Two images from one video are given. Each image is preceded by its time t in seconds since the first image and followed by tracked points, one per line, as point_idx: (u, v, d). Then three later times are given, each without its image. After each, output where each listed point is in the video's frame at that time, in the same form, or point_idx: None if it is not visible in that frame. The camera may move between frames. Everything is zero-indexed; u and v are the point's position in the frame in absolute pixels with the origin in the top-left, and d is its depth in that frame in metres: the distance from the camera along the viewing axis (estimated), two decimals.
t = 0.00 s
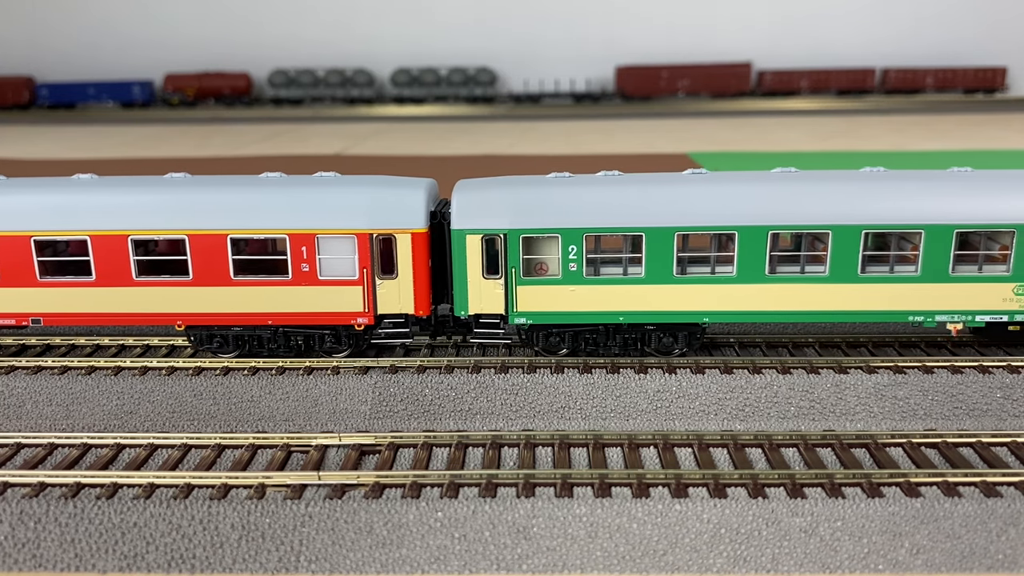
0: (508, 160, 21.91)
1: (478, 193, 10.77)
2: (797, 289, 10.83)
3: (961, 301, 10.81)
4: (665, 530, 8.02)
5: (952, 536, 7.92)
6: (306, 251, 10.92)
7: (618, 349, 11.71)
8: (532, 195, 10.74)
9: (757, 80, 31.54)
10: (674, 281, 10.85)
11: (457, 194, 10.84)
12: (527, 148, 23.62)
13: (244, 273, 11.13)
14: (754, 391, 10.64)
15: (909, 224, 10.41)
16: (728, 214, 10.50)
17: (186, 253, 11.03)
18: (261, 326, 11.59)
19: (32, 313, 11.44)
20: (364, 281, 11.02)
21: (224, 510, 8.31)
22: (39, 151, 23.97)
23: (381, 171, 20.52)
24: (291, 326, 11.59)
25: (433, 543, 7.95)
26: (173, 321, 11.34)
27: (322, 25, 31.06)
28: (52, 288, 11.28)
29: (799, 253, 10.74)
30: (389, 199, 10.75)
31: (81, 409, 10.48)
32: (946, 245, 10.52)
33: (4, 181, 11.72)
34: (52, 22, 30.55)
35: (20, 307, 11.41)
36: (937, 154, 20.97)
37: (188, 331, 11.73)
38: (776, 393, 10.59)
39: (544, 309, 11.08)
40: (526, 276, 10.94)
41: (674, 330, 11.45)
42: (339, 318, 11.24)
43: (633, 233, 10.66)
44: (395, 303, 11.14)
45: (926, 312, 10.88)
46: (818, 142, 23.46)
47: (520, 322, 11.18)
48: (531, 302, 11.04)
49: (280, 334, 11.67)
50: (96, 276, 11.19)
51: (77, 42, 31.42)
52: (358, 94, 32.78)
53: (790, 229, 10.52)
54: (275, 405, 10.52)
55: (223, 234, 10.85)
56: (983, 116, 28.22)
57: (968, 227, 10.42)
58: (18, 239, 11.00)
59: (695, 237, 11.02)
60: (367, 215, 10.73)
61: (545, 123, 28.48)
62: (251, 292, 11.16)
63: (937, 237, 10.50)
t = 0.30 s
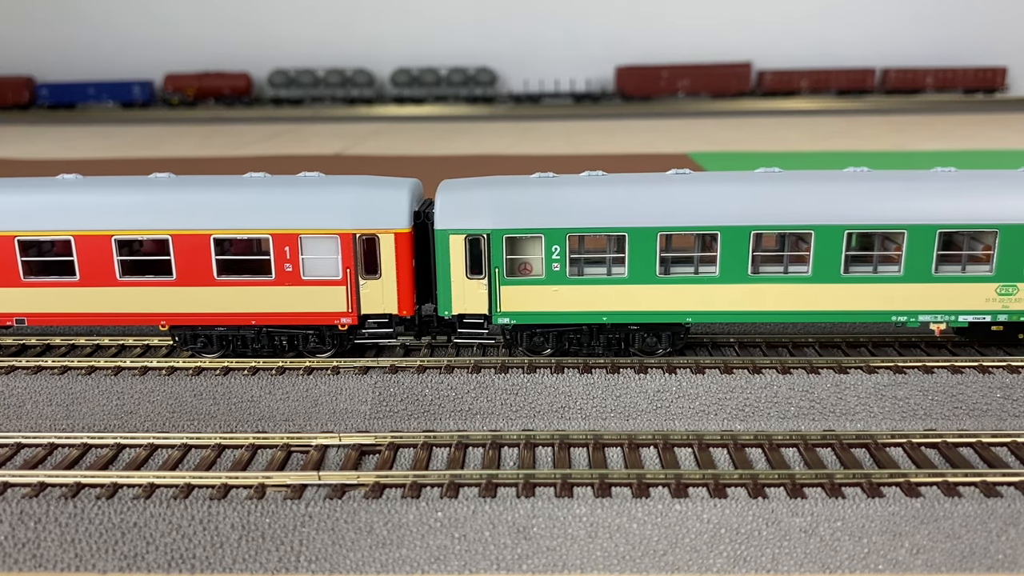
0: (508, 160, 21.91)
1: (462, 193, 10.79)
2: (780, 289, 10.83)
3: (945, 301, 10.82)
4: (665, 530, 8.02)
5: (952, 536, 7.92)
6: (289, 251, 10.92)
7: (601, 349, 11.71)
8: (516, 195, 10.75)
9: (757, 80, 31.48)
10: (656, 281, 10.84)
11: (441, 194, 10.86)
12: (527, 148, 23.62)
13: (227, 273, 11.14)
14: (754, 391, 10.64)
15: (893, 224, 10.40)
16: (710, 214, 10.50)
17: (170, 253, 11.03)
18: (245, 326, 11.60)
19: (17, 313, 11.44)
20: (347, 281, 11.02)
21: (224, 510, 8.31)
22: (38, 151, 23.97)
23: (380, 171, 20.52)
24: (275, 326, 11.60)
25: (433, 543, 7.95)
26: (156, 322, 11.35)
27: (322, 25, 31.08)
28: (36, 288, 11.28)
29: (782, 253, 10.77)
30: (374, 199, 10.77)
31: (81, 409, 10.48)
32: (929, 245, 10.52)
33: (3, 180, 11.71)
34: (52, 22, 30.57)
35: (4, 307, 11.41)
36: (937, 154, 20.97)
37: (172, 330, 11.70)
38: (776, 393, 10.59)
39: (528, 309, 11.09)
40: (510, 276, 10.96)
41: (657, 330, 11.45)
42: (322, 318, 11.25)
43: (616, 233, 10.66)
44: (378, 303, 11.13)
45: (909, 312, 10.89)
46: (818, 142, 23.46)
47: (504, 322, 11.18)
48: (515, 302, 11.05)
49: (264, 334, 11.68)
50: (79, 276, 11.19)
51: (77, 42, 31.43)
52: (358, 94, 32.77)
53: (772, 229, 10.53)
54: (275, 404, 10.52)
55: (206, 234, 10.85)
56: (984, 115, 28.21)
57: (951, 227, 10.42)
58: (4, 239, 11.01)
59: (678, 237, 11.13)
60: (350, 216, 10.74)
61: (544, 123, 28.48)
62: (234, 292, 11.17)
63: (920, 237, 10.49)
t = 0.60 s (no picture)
0: (508, 160, 21.91)
1: (445, 194, 10.78)
2: (762, 288, 10.82)
3: (930, 301, 10.81)
4: (665, 530, 8.02)
5: (952, 536, 7.92)
6: (272, 251, 10.92)
7: (585, 349, 11.71)
8: (500, 195, 10.76)
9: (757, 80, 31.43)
10: (639, 281, 10.85)
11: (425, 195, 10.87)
12: (526, 148, 23.62)
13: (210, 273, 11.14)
14: (754, 391, 10.64)
15: (876, 224, 10.41)
16: (693, 214, 10.50)
17: (153, 253, 11.04)
18: (228, 326, 11.58)
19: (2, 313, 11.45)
20: (330, 281, 11.03)
21: (224, 510, 8.31)
22: (38, 151, 23.97)
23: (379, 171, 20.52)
24: (259, 326, 11.58)
25: (433, 543, 7.95)
26: (140, 322, 11.35)
27: (322, 25, 31.09)
28: (21, 288, 11.30)
29: (765, 253, 10.74)
30: (358, 199, 10.77)
31: (81, 409, 10.48)
32: (913, 245, 10.52)
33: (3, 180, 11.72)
34: (51, 22, 30.58)
35: None
36: (936, 154, 20.97)
37: (156, 331, 11.70)
38: (776, 393, 10.59)
39: (510, 309, 11.09)
40: (494, 276, 10.97)
41: (641, 330, 11.42)
42: (306, 318, 11.25)
43: (599, 234, 10.66)
44: (362, 303, 11.14)
45: (892, 312, 10.91)
46: (817, 142, 23.47)
47: (488, 322, 11.20)
48: (498, 302, 11.05)
49: (247, 334, 11.65)
50: (63, 276, 11.20)
51: (77, 42, 31.46)
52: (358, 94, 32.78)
53: (754, 230, 10.52)
54: (275, 404, 10.52)
55: (189, 234, 10.85)
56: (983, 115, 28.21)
57: (933, 228, 10.42)
58: None
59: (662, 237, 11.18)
60: (335, 216, 10.74)
61: (544, 123, 28.48)
62: (217, 292, 11.16)
63: (904, 237, 10.49)
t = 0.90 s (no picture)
0: (508, 160, 21.90)
1: (429, 194, 10.80)
2: (745, 289, 10.82)
3: (913, 302, 10.80)
4: (665, 530, 8.02)
5: (952, 536, 7.92)
6: (256, 251, 10.93)
7: (569, 349, 11.70)
8: (485, 195, 10.76)
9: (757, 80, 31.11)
10: (622, 281, 10.85)
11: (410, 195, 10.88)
12: (526, 148, 23.63)
13: (194, 274, 11.14)
14: (754, 391, 10.64)
15: (858, 224, 10.41)
16: (676, 214, 10.52)
17: (137, 253, 11.04)
18: (212, 326, 11.57)
19: None
20: (314, 281, 11.02)
21: (224, 510, 8.31)
22: (37, 151, 23.97)
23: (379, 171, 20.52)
24: (242, 326, 11.58)
25: (433, 543, 7.95)
26: (125, 322, 11.34)
27: (321, 26, 31.11)
28: (7, 288, 11.31)
29: (749, 253, 10.73)
30: (342, 199, 10.78)
31: (81, 409, 10.48)
32: (896, 245, 10.52)
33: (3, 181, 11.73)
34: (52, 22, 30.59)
35: None
36: (935, 154, 20.97)
37: (141, 330, 11.70)
38: (776, 393, 10.59)
39: (494, 309, 11.08)
40: (478, 276, 10.96)
41: (625, 330, 11.42)
42: (289, 318, 11.24)
43: (582, 233, 10.67)
44: (345, 303, 11.14)
45: (875, 312, 10.90)
46: (817, 142, 23.47)
47: (472, 322, 11.18)
48: (482, 302, 11.04)
49: (232, 334, 11.66)
50: (47, 276, 11.20)
51: (77, 42, 31.47)
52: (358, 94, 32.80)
53: (736, 229, 10.52)
54: (275, 404, 10.52)
55: (173, 234, 10.85)
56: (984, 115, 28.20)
57: (917, 228, 10.41)
58: None
59: (644, 237, 11.10)
60: (319, 216, 10.74)
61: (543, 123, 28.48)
62: (200, 293, 11.15)
63: (888, 237, 10.49)
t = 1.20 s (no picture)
0: (508, 160, 21.89)
1: (417, 194, 10.79)
2: (733, 289, 10.83)
3: (900, 301, 10.80)
4: (665, 530, 8.02)
5: (952, 536, 7.92)
6: (243, 251, 10.93)
7: (557, 349, 11.71)
8: (472, 195, 10.76)
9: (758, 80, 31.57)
10: (610, 281, 10.86)
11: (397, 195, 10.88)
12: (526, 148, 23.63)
13: (182, 274, 11.14)
14: (754, 391, 10.64)
15: (845, 224, 10.41)
16: (663, 214, 10.53)
17: (125, 253, 11.05)
18: (200, 326, 11.57)
19: None
20: (301, 281, 11.03)
21: (224, 510, 8.31)
22: (37, 151, 23.97)
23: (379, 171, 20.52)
24: (230, 326, 11.58)
25: (433, 543, 7.95)
26: (112, 322, 11.35)
27: (321, 25, 31.09)
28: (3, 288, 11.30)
29: (737, 254, 10.74)
30: (330, 199, 10.77)
31: (81, 409, 10.48)
32: (884, 245, 10.52)
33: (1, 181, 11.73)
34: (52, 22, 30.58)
35: None
36: (935, 155, 20.98)
37: (128, 331, 11.70)
38: (776, 393, 10.59)
39: (482, 309, 11.08)
40: (465, 276, 10.96)
41: (612, 330, 11.42)
42: (277, 318, 11.25)
43: (569, 234, 10.67)
44: (333, 302, 11.15)
45: (862, 312, 10.91)
46: (816, 142, 23.47)
47: (460, 322, 11.19)
48: (469, 302, 11.04)
49: (219, 334, 11.65)
50: (35, 276, 11.20)
51: (77, 42, 31.47)
52: (358, 94, 32.80)
53: (723, 229, 10.52)
54: (275, 404, 10.52)
55: (160, 234, 10.86)
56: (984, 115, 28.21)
57: (904, 228, 10.42)
58: None
59: (633, 237, 11.13)
60: (306, 216, 10.74)
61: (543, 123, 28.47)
62: (186, 293, 11.16)
63: (875, 237, 10.49)
